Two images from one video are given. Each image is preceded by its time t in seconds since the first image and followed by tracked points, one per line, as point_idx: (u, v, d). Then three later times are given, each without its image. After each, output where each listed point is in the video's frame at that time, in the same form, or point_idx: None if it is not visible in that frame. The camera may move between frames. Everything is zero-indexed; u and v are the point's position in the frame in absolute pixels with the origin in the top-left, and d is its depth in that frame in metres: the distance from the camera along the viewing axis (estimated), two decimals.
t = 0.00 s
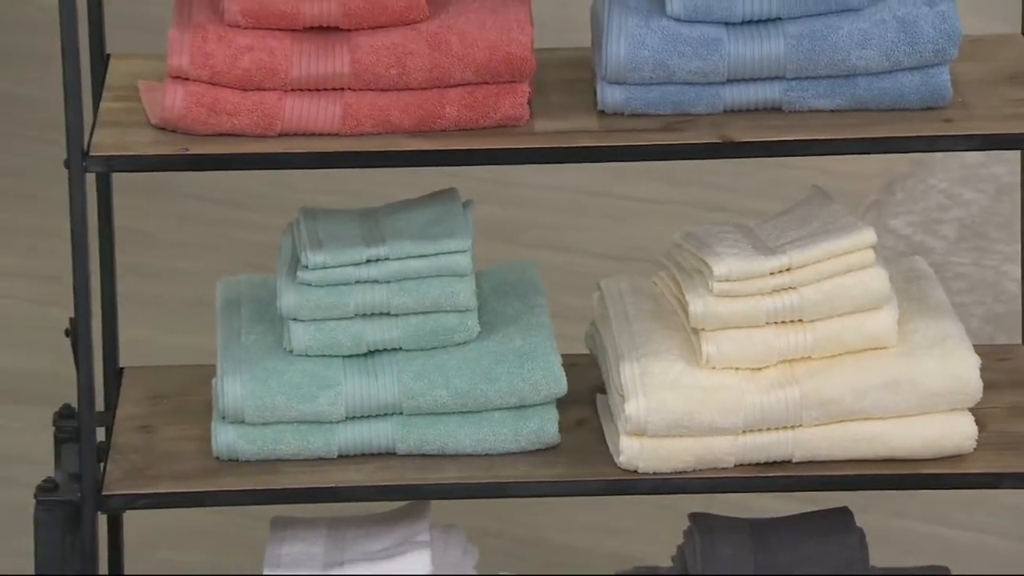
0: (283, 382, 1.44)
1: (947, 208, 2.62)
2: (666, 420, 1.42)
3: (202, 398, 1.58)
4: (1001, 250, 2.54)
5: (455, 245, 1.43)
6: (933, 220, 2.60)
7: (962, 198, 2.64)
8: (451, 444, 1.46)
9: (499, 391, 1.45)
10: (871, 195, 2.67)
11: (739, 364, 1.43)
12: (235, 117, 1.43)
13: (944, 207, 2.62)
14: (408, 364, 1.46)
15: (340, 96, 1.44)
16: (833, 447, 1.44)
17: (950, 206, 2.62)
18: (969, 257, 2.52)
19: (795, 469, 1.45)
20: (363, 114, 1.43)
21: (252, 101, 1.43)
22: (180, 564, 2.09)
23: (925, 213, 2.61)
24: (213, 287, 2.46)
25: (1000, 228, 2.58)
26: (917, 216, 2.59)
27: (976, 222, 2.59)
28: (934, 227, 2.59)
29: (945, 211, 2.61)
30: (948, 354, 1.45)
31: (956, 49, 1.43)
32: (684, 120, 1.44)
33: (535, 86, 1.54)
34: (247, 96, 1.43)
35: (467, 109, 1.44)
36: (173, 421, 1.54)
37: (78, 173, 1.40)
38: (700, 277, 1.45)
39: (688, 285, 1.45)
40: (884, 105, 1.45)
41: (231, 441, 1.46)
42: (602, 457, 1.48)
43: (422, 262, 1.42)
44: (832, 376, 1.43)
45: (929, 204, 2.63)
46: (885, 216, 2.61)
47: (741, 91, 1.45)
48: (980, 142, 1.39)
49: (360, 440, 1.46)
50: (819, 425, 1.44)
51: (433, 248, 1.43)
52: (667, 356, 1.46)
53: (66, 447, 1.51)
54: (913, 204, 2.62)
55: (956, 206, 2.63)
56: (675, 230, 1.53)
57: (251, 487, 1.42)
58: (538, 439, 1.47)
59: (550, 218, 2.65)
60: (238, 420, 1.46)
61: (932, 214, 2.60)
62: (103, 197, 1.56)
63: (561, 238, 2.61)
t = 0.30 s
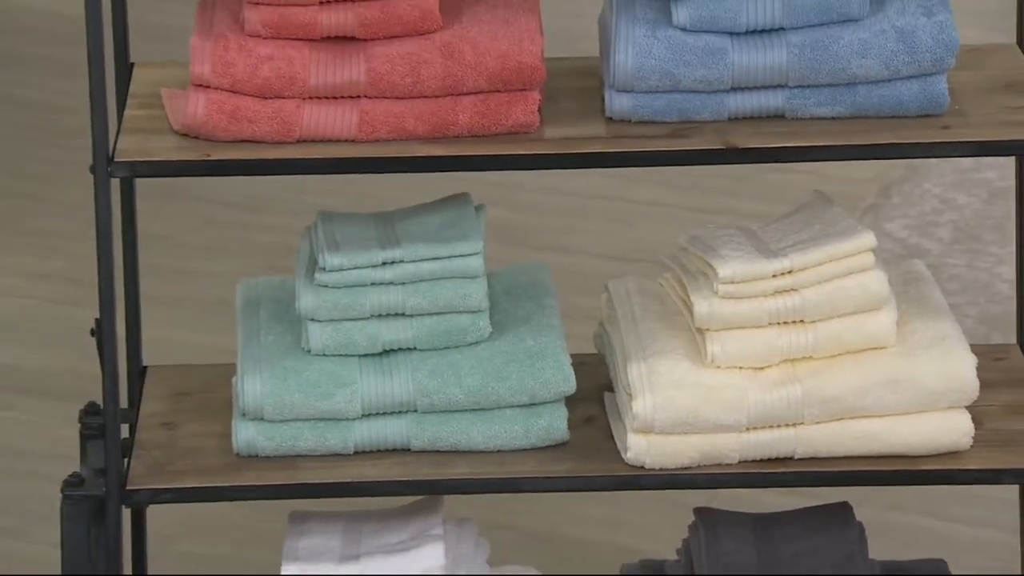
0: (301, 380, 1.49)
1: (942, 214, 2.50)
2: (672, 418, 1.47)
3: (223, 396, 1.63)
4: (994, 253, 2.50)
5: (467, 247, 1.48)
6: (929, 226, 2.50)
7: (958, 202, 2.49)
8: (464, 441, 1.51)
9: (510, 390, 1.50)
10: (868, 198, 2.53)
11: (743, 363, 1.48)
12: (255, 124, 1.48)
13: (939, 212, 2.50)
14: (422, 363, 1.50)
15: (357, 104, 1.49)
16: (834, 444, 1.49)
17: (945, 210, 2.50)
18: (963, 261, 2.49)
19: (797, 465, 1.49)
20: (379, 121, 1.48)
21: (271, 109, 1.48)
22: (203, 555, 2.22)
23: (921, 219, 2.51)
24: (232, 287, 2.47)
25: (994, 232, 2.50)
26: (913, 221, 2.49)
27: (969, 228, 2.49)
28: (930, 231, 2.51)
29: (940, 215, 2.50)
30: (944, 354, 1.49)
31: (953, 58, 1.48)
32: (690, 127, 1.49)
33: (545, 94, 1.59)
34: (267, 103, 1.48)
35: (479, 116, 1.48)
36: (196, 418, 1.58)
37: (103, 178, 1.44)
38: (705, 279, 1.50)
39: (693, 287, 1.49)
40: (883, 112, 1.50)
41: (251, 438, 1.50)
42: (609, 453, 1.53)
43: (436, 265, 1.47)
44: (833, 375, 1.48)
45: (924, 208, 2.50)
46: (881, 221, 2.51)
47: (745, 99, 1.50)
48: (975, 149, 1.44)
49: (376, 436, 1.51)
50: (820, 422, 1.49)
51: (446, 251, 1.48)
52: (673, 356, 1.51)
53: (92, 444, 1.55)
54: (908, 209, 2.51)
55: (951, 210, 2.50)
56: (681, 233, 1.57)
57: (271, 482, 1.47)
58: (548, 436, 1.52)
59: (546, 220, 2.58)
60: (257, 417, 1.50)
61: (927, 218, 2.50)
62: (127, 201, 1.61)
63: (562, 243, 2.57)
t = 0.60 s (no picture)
0: (317, 376, 1.55)
1: (933, 215, 2.75)
2: (674, 413, 1.52)
3: (241, 391, 1.68)
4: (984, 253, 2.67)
5: (477, 248, 1.53)
6: (920, 225, 2.73)
7: (948, 205, 2.76)
8: (474, 435, 1.57)
9: (518, 385, 1.55)
10: (863, 202, 2.81)
11: (743, 359, 1.53)
12: (273, 129, 1.53)
13: (931, 214, 2.75)
14: (433, 360, 1.56)
15: (371, 110, 1.54)
16: (830, 438, 1.54)
17: (936, 212, 2.75)
18: (954, 260, 2.65)
19: (795, 458, 1.55)
20: (392, 126, 1.53)
21: (288, 114, 1.53)
22: (220, 543, 2.20)
23: (912, 219, 2.75)
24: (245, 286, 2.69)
25: (982, 233, 2.71)
26: (905, 222, 2.73)
27: (961, 227, 2.72)
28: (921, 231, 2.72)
29: (932, 217, 2.74)
30: (937, 350, 1.55)
31: (946, 65, 1.53)
32: (692, 132, 1.54)
33: (551, 100, 1.65)
34: (284, 109, 1.53)
35: (489, 121, 1.53)
36: (215, 412, 1.64)
37: (126, 181, 1.50)
38: (707, 279, 1.55)
39: (695, 286, 1.55)
40: (878, 117, 1.55)
41: (269, 431, 1.56)
42: (613, 446, 1.58)
43: (447, 265, 1.53)
44: (830, 371, 1.54)
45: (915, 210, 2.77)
46: (876, 222, 2.76)
47: (745, 105, 1.55)
48: (967, 153, 1.49)
49: (389, 430, 1.57)
50: (817, 417, 1.54)
51: (456, 251, 1.53)
52: (675, 352, 1.56)
53: (114, 437, 1.61)
54: (900, 211, 2.76)
55: (942, 212, 2.75)
56: (683, 234, 1.63)
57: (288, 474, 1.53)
58: (554, 430, 1.57)
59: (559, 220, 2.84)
60: (275, 411, 1.56)
61: (919, 219, 2.74)
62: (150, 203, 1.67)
63: (566, 240, 2.79)
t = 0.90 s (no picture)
0: (330, 371, 1.60)
1: (923, 216, 2.85)
2: (674, 406, 1.58)
3: (257, 384, 1.74)
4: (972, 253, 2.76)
5: (484, 248, 1.59)
6: (911, 227, 2.83)
7: (937, 207, 2.86)
8: (481, 428, 1.62)
9: (524, 379, 1.61)
10: (855, 204, 2.92)
11: (741, 355, 1.59)
12: (287, 133, 1.59)
13: (921, 216, 2.84)
14: (442, 355, 1.62)
15: (382, 114, 1.60)
16: (826, 431, 1.60)
17: (926, 214, 2.85)
18: (943, 261, 2.74)
19: (791, 450, 1.60)
20: (403, 130, 1.59)
21: (302, 118, 1.59)
22: (236, 531, 2.26)
23: (903, 221, 2.85)
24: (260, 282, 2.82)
25: (971, 235, 2.80)
26: (896, 223, 2.83)
27: (950, 229, 2.81)
28: (911, 233, 2.82)
29: (922, 219, 2.84)
30: (929, 346, 1.60)
31: (937, 71, 1.59)
32: (692, 135, 1.60)
33: (556, 104, 1.70)
34: (299, 113, 1.59)
35: (495, 125, 1.59)
36: (232, 405, 1.70)
37: (147, 183, 1.56)
38: (706, 278, 1.61)
39: (694, 285, 1.60)
40: (872, 121, 1.61)
41: (284, 424, 1.62)
42: (616, 439, 1.64)
43: (455, 264, 1.58)
44: (825, 366, 1.59)
45: (906, 212, 2.87)
46: (867, 224, 2.86)
47: (743, 109, 1.61)
48: (957, 156, 1.55)
49: (399, 423, 1.62)
50: (813, 411, 1.60)
51: (465, 251, 1.59)
52: (675, 348, 1.62)
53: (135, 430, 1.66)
54: (891, 213, 2.86)
55: (932, 214, 2.85)
56: (683, 234, 1.69)
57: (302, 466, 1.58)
58: (559, 423, 1.63)
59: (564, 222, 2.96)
60: (289, 404, 1.62)
61: (909, 221, 2.84)
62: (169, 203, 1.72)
63: (571, 241, 2.92)
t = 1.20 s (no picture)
0: (341, 364, 1.66)
1: (912, 217, 2.96)
2: (673, 398, 1.63)
3: (270, 377, 1.80)
4: (959, 253, 2.83)
5: (490, 245, 1.65)
6: (900, 227, 2.93)
7: (925, 208, 2.98)
8: (487, 419, 1.68)
9: (528, 372, 1.67)
10: (846, 205, 3.05)
11: (738, 349, 1.65)
12: (300, 134, 1.65)
13: (910, 217, 2.95)
14: (449, 349, 1.67)
15: (391, 116, 1.65)
16: (820, 423, 1.66)
17: (914, 215, 2.95)
18: (931, 260, 2.82)
19: (786, 440, 1.66)
20: (411, 132, 1.65)
21: (315, 120, 1.64)
22: (249, 520, 2.32)
23: (893, 221, 2.96)
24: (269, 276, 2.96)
25: (958, 235, 2.89)
26: (886, 223, 2.93)
27: (938, 229, 2.91)
28: (901, 233, 2.92)
29: (911, 220, 2.94)
30: (919, 340, 1.66)
31: (927, 75, 1.65)
32: (690, 136, 1.66)
33: (559, 107, 1.76)
34: (311, 116, 1.65)
35: (501, 127, 1.65)
36: (245, 398, 1.76)
37: (165, 183, 1.61)
38: (704, 275, 1.67)
39: (692, 281, 1.66)
40: (864, 124, 1.66)
41: (296, 416, 1.68)
42: (617, 430, 1.70)
43: (462, 261, 1.64)
44: (819, 360, 1.65)
45: (895, 213, 2.98)
46: (859, 226, 2.96)
47: (740, 112, 1.66)
48: (946, 157, 1.60)
49: (408, 414, 1.68)
50: (807, 403, 1.66)
51: (471, 248, 1.65)
52: (674, 343, 1.67)
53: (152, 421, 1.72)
54: (881, 214, 2.97)
55: (920, 215, 2.96)
56: (682, 232, 1.74)
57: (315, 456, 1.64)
58: (562, 414, 1.68)
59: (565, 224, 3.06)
60: (302, 397, 1.67)
61: (899, 221, 2.94)
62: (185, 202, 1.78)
63: (572, 241, 3.02)
